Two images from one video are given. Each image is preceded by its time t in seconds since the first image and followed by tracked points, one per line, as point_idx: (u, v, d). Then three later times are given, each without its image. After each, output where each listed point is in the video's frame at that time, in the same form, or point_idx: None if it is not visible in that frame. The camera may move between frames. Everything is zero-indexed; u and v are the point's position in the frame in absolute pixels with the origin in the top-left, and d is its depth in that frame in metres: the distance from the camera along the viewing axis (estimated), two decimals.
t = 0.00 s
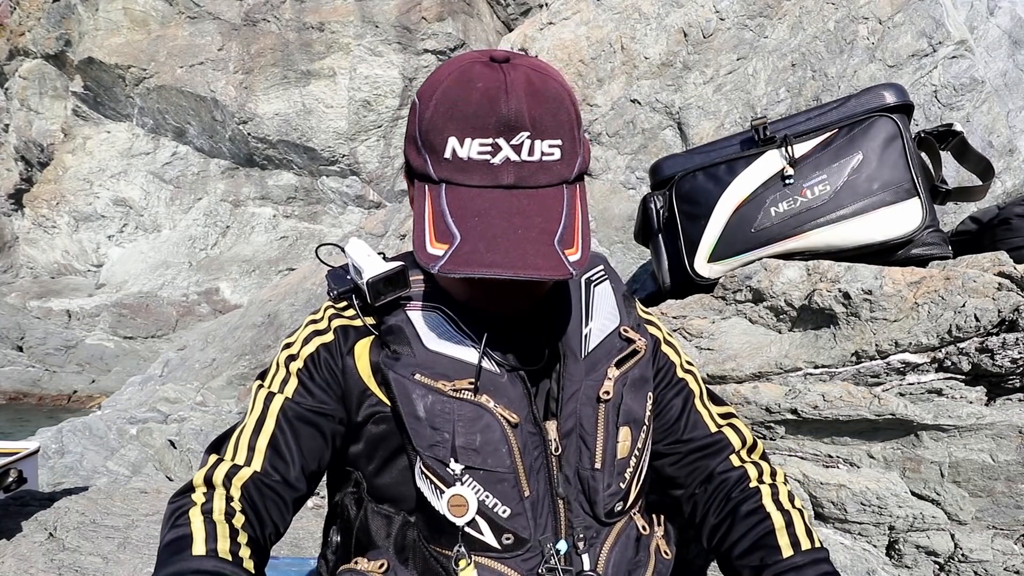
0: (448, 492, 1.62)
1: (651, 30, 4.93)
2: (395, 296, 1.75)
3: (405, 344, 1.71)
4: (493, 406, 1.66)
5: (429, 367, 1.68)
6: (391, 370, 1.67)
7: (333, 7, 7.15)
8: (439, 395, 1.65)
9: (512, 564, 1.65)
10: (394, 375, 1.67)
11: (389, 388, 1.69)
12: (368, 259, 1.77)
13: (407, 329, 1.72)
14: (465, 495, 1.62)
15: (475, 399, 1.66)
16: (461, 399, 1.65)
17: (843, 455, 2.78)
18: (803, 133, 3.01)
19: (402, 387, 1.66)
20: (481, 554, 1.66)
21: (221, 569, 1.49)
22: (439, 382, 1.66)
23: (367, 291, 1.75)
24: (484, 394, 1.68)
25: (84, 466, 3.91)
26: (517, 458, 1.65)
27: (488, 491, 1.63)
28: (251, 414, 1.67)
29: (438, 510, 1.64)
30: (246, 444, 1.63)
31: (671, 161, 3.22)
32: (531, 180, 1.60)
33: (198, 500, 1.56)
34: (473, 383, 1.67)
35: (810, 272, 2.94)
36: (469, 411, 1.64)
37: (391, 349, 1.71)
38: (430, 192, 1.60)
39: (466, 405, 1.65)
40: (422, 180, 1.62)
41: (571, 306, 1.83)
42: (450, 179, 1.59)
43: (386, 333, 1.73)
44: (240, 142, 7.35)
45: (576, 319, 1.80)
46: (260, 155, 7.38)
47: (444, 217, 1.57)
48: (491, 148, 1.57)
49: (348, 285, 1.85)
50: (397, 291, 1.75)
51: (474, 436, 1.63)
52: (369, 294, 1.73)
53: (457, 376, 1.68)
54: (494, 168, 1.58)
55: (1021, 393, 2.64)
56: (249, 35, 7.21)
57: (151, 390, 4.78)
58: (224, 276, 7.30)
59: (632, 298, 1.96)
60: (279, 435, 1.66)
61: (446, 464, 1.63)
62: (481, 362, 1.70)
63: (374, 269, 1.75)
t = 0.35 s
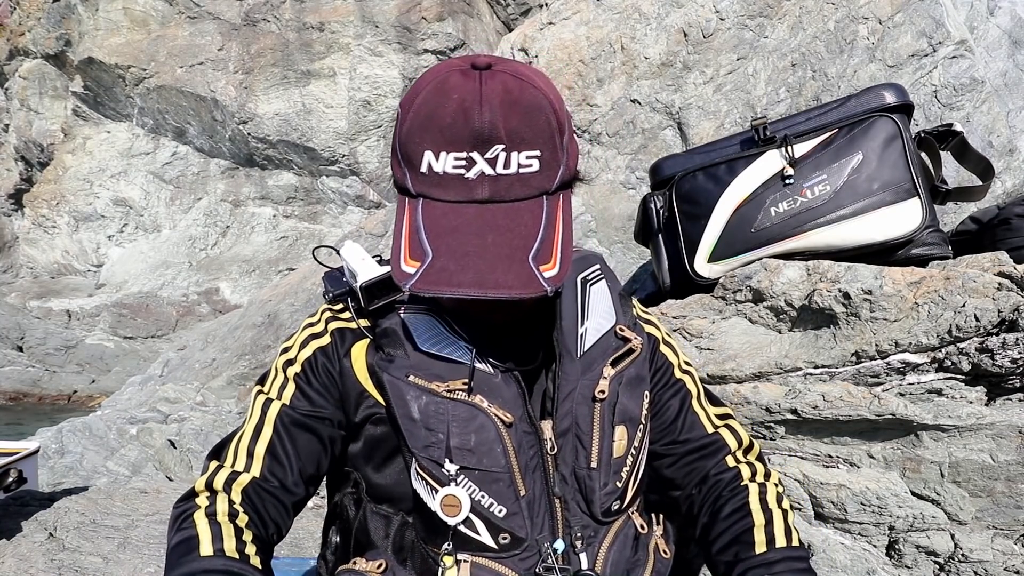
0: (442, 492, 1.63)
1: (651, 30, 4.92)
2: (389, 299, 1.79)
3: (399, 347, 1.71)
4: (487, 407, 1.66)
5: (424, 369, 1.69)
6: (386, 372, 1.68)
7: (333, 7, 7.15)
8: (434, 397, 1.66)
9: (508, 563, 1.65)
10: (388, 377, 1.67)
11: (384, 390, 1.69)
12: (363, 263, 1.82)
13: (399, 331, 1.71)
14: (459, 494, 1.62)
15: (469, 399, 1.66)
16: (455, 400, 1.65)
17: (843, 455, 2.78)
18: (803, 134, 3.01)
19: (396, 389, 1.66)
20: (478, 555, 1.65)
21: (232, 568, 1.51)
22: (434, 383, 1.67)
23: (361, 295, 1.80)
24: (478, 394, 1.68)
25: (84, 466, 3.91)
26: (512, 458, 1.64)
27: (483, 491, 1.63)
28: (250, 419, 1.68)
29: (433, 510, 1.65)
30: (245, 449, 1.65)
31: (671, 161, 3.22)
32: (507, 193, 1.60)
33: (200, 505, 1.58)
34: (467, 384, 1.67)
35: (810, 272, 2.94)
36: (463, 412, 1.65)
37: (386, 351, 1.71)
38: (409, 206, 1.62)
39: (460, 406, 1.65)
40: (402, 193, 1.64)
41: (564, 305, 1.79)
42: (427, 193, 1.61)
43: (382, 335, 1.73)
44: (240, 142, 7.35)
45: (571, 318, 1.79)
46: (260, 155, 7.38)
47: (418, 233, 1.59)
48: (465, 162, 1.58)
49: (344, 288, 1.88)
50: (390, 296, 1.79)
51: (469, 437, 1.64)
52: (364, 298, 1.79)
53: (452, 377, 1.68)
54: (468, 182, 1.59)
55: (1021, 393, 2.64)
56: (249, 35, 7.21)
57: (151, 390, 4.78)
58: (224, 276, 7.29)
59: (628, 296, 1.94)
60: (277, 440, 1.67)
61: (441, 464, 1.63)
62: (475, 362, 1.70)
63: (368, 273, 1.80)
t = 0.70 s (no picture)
0: (441, 490, 1.63)
1: (651, 30, 4.91)
2: (390, 298, 1.80)
3: (399, 346, 1.71)
4: (487, 406, 1.66)
5: (421, 368, 1.69)
6: (386, 372, 1.69)
7: (333, 7, 7.16)
8: (433, 397, 1.66)
9: (507, 563, 1.65)
10: (388, 376, 1.68)
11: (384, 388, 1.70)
12: (364, 263, 1.84)
13: (400, 331, 1.72)
14: (458, 493, 1.63)
15: (469, 398, 1.66)
16: (454, 399, 1.65)
17: (843, 455, 2.78)
18: (803, 134, 3.01)
19: (395, 387, 1.66)
20: (477, 553, 1.66)
21: (237, 566, 1.53)
22: (434, 381, 1.67)
23: (361, 293, 1.81)
24: (477, 393, 1.67)
25: (84, 466, 3.90)
26: (510, 457, 1.64)
27: (482, 490, 1.63)
28: (254, 419, 1.70)
29: (433, 509, 1.65)
30: (249, 449, 1.67)
31: (671, 161, 3.23)
32: (505, 188, 1.60)
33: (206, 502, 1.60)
34: (466, 382, 1.67)
35: (810, 272, 2.94)
36: (462, 410, 1.65)
37: (386, 350, 1.72)
38: (408, 203, 1.63)
39: (460, 405, 1.65)
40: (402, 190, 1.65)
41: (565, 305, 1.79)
42: (427, 189, 1.61)
43: (384, 335, 1.74)
44: (240, 142, 7.36)
45: (571, 318, 1.79)
46: (260, 155, 7.39)
47: (417, 229, 1.59)
48: (464, 158, 1.58)
49: (346, 287, 1.87)
50: (391, 295, 1.80)
51: (467, 435, 1.64)
52: (365, 297, 1.79)
53: (451, 376, 1.68)
54: (467, 178, 1.59)
55: (1021, 393, 2.64)
56: (249, 35, 7.22)
57: (151, 390, 4.77)
58: (224, 276, 7.28)
59: (628, 297, 1.94)
60: (280, 440, 1.69)
61: (440, 463, 1.64)
62: (475, 361, 1.69)
63: (370, 273, 1.81)
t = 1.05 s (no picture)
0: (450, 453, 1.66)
1: (652, 29, 4.91)
2: (433, 291, 1.82)
3: (434, 318, 1.80)
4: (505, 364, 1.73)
5: (454, 333, 1.78)
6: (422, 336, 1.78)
7: (333, 7, 7.17)
8: (463, 372, 1.60)
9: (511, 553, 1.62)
10: (424, 342, 1.77)
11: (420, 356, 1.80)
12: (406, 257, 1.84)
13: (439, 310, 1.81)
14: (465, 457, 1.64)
15: (492, 354, 1.74)
16: (479, 354, 1.74)
17: (843, 454, 2.79)
18: (802, 133, 3.00)
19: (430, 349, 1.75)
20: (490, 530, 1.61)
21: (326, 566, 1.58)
22: (462, 341, 1.76)
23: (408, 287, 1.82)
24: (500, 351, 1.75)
25: (84, 465, 3.89)
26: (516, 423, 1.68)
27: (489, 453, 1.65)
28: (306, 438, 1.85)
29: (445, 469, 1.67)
30: (314, 431, 1.85)
31: (672, 160, 3.24)
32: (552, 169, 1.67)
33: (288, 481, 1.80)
34: (489, 342, 1.76)
35: (810, 272, 2.95)
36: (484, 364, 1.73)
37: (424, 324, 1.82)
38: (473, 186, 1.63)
39: (482, 361, 1.73)
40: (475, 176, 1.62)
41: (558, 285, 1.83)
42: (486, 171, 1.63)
43: (423, 316, 1.83)
44: (240, 141, 7.36)
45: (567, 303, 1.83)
46: (261, 155, 7.39)
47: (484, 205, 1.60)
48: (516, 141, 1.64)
49: (390, 285, 1.92)
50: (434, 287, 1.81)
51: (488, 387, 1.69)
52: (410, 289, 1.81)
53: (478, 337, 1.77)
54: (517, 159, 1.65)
55: (1021, 393, 2.64)
56: (249, 35, 7.22)
57: (151, 389, 4.76)
58: (224, 275, 7.24)
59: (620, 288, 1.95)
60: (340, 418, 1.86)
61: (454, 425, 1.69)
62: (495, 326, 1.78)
63: (414, 265, 1.81)
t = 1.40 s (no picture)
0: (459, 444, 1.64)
1: (652, 29, 4.91)
2: (430, 290, 1.83)
3: (434, 319, 1.82)
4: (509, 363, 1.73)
5: (455, 334, 1.79)
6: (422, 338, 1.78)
7: (333, 7, 7.17)
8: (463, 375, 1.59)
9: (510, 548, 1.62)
10: (423, 342, 1.77)
11: (419, 357, 1.78)
12: (403, 258, 1.85)
13: (438, 310, 1.83)
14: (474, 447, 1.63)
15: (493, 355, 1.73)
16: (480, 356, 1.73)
17: (843, 454, 2.78)
18: (802, 133, 3.00)
19: (430, 350, 1.74)
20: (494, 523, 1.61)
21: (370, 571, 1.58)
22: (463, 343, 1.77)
23: (404, 286, 1.83)
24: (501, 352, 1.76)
25: (84, 466, 3.88)
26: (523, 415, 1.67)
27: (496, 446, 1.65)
28: (307, 442, 1.80)
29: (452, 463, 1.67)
30: (317, 429, 1.81)
31: (671, 160, 3.24)
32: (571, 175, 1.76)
33: (298, 480, 1.73)
34: (490, 344, 1.77)
35: (810, 272, 2.96)
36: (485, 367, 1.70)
37: (422, 326, 1.83)
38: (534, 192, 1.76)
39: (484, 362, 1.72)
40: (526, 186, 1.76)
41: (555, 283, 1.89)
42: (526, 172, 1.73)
43: (421, 318, 1.85)
44: (240, 142, 7.37)
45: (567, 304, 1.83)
46: (261, 155, 7.39)
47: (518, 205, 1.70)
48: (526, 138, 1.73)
49: (386, 286, 1.94)
50: (431, 287, 1.83)
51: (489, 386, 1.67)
52: (408, 288, 1.82)
53: (478, 338, 1.79)
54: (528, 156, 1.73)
55: (1021, 393, 2.64)
56: (250, 35, 7.23)
57: (151, 390, 4.76)
58: (224, 275, 7.24)
59: (620, 288, 1.96)
60: (343, 418, 1.82)
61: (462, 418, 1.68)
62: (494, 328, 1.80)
63: (412, 265, 1.83)
